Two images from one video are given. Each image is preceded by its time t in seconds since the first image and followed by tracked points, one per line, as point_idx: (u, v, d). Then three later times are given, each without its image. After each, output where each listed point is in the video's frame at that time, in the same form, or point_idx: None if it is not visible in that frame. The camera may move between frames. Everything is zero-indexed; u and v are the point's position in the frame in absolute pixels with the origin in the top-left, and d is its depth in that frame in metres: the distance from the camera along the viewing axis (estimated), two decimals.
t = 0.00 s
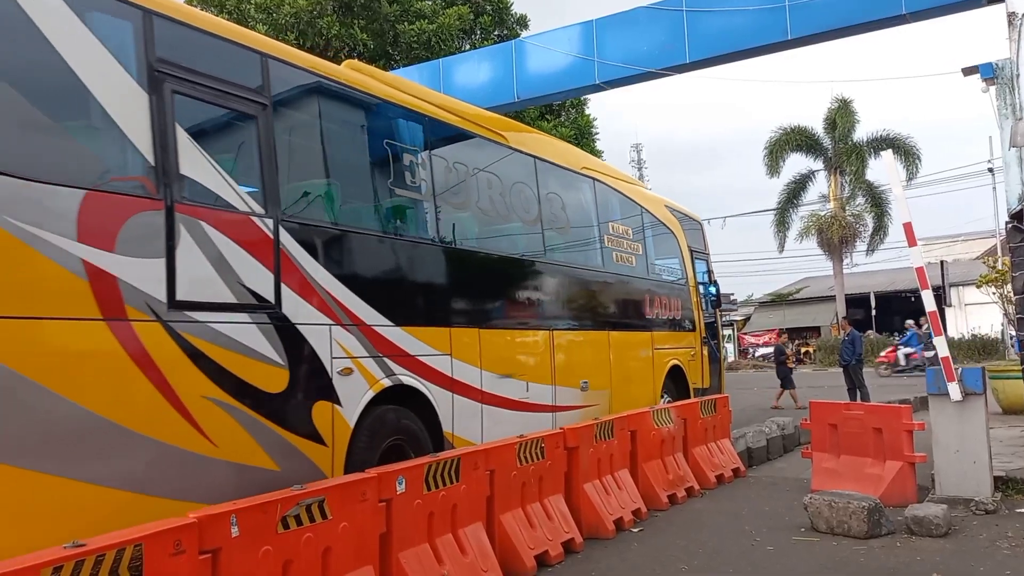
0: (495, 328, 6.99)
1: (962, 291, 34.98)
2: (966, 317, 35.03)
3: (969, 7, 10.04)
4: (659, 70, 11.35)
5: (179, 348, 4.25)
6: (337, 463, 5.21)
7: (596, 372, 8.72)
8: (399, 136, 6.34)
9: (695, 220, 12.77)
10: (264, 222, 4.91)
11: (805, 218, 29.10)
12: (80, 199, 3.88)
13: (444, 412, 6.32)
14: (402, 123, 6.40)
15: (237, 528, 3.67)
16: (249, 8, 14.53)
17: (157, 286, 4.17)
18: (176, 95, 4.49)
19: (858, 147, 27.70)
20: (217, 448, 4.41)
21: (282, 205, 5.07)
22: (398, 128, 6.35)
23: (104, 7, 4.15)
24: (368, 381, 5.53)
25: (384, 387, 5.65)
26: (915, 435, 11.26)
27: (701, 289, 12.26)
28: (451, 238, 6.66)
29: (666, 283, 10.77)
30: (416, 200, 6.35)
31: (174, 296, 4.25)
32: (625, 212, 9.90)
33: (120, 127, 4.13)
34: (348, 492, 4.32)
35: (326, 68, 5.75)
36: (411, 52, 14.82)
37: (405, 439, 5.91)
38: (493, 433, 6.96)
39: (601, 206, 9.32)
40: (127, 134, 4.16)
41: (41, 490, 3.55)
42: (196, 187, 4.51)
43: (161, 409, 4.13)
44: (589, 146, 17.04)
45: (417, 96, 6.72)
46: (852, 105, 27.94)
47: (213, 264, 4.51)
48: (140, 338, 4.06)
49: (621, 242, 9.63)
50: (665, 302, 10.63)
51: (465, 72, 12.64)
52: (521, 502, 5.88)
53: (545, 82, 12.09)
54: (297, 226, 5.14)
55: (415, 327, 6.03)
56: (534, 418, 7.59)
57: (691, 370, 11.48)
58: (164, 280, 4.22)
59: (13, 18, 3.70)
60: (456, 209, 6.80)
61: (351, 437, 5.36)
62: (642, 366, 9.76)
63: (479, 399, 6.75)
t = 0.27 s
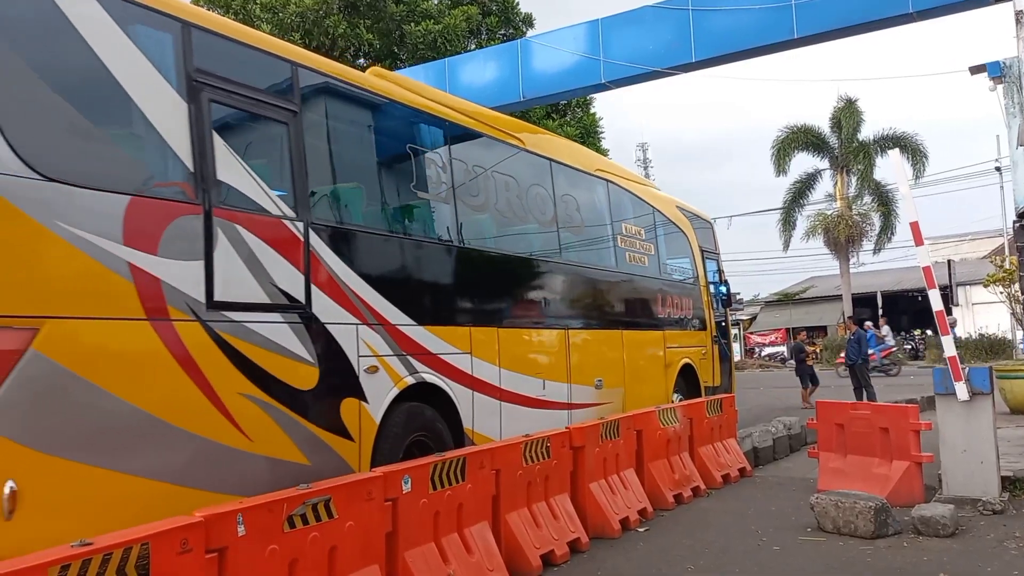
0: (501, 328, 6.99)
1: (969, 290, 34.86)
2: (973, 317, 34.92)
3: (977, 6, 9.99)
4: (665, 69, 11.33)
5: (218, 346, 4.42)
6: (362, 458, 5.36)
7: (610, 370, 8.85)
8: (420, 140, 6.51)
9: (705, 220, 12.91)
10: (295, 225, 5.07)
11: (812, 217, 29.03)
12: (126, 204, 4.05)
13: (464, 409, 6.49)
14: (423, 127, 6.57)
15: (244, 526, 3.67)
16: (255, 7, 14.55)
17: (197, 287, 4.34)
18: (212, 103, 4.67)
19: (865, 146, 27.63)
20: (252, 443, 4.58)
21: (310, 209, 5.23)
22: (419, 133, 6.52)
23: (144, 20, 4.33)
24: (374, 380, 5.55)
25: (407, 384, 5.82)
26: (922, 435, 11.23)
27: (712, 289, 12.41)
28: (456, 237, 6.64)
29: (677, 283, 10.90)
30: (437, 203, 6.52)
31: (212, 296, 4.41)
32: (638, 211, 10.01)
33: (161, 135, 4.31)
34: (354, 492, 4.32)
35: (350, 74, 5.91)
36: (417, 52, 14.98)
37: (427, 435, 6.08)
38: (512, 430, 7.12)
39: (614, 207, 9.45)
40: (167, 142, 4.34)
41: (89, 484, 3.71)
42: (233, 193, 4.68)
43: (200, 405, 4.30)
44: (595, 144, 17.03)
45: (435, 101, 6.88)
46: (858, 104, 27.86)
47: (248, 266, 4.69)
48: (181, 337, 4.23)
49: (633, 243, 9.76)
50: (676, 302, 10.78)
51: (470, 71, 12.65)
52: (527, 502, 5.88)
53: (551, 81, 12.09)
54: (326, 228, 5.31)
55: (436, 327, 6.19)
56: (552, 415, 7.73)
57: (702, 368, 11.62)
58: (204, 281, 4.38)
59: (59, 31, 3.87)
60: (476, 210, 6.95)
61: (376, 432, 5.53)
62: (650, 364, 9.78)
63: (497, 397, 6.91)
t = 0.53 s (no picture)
0: (507, 326, 7.00)
1: (977, 289, 34.73)
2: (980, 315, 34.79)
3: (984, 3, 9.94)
4: (671, 68, 11.31)
5: (252, 345, 4.58)
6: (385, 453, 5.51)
7: (624, 367, 8.97)
8: (440, 143, 6.67)
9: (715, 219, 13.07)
10: (324, 228, 5.24)
11: (818, 215, 28.98)
12: (167, 208, 4.20)
13: (484, 407, 6.67)
14: (443, 131, 6.75)
15: (250, 525, 3.68)
16: (261, 7, 14.57)
17: (232, 287, 4.49)
18: (246, 111, 4.84)
19: (871, 144, 27.55)
20: (284, 439, 4.74)
21: (338, 212, 5.39)
22: (440, 137, 6.69)
23: (182, 30, 4.50)
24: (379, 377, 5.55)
25: (430, 381, 6.00)
26: (929, 434, 11.19)
27: (722, 288, 12.60)
28: (460, 236, 6.61)
29: (688, 283, 11.07)
30: (458, 205, 6.68)
31: (247, 296, 4.57)
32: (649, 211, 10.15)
33: (198, 141, 4.47)
34: (360, 491, 4.33)
35: (374, 80, 6.07)
36: (423, 53, 14.93)
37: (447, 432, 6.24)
38: (531, 426, 7.28)
39: (626, 208, 9.61)
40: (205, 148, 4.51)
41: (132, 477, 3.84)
42: (266, 196, 4.85)
43: (235, 402, 4.45)
44: (601, 143, 17.04)
45: (455, 105, 7.03)
46: (863, 102, 27.79)
47: (280, 267, 4.84)
48: (219, 336, 4.38)
49: (645, 243, 9.92)
50: (687, 301, 10.96)
51: (476, 70, 12.67)
52: (532, 501, 5.88)
53: (556, 80, 12.09)
54: (352, 231, 5.47)
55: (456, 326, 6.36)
56: (569, 413, 7.88)
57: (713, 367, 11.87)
58: (239, 282, 4.54)
59: (102, 42, 4.01)
60: (495, 212, 7.11)
61: (400, 428, 5.71)
62: (657, 360, 9.79)
63: (516, 394, 7.08)
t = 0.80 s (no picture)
0: (512, 325, 7.00)
1: (983, 288, 34.62)
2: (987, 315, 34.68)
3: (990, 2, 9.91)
4: (676, 67, 11.30)
5: (283, 342, 4.77)
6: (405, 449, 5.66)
7: (636, 368, 9.17)
8: (459, 148, 6.86)
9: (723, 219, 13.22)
10: (350, 229, 5.43)
11: (824, 215, 28.92)
12: (203, 211, 4.39)
13: (502, 404, 6.84)
14: (463, 136, 6.92)
15: (255, 524, 3.69)
16: (265, 6, 14.54)
17: (264, 287, 4.68)
18: (277, 117, 5.03)
19: (877, 143, 27.49)
20: (313, 434, 4.91)
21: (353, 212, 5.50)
22: (459, 141, 6.87)
23: (218, 40, 4.71)
24: (384, 377, 5.56)
25: (450, 379, 6.19)
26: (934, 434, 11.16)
27: (731, 288, 12.78)
28: (464, 235, 6.62)
29: (698, 283, 11.25)
30: (477, 208, 6.85)
31: (278, 296, 4.76)
32: (661, 212, 10.33)
33: (233, 147, 4.66)
34: (365, 490, 4.33)
35: (396, 87, 6.27)
36: (428, 51, 15.10)
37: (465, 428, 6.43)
38: (546, 423, 7.45)
39: (638, 210, 9.79)
40: (239, 153, 4.70)
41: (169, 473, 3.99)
42: (296, 200, 5.04)
43: (268, 397, 4.63)
44: (606, 142, 17.03)
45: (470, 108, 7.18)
46: (869, 101, 27.74)
47: (309, 268, 5.03)
48: (251, 334, 4.58)
49: (656, 243, 10.10)
50: (697, 301, 11.15)
51: (481, 69, 12.68)
52: (537, 500, 5.88)
53: (561, 79, 12.09)
54: (375, 232, 5.65)
55: (475, 326, 6.53)
56: (582, 411, 8.05)
57: (724, 366, 12.16)
58: (271, 282, 4.73)
59: (141, 53, 4.21)
60: (512, 215, 7.30)
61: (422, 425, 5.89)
62: (663, 357, 9.83)
63: (532, 392, 7.25)
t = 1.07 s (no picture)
0: (515, 324, 7.00)
1: (990, 288, 34.49)
2: (993, 314, 34.56)
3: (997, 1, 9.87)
4: (681, 66, 11.29)
5: (313, 341, 4.96)
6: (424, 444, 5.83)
7: (647, 367, 9.34)
8: (479, 151, 7.04)
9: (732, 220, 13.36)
10: (374, 232, 5.62)
11: (829, 215, 28.86)
12: (238, 215, 4.60)
13: (519, 402, 7.02)
14: (482, 140, 7.10)
15: (261, 523, 3.70)
16: (271, 7, 14.56)
17: (294, 287, 4.88)
18: (308, 124, 5.24)
19: (882, 142, 27.40)
20: (340, 429, 5.10)
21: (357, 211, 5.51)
22: (479, 145, 7.05)
23: (251, 50, 4.93)
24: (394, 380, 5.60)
25: (470, 377, 6.38)
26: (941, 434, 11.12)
27: (740, 289, 12.93)
28: (469, 234, 6.63)
29: (707, 283, 11.41)
30: (495, 210, 7.02)
31: (308, 296, 4.96)
32: (672, 213, 10.50)
33: (265, 153, 4.86)
34: (370, 490, 4.34)
35: (418, 93, 6.48)
36: (433, 51, 15.10)
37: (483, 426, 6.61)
38: (562, 421, 7.63)
39: (650, 212, 9.96)
40: (271, 159, 4.90)
41: (205, 467, 4.19)
42: (325, 204, 5.24)
43: (299, 394, 4.83)
44: (611, 142, 17.02)
45: (481, 110, 7.29)
46: (874, 100, 27.70)
47: (337, 270, 5.23)
48: (283, 332, 4.78)
49: (667, 245, 10.28)
50: (707, 301, 11.32)
51: (486, 69, 12.70)
52: (543, 500, 5.88)
53: (565, 78, 12.10)
54: (398, 234, 5.83)
55: (493, 326, 6.71)
56: (596, 409, 8.22)
57: (733, 366, 12.28)
58: (300, 283, 4.93)
59: (166, 60, 4.38)
60: (528, 217, 7.48)
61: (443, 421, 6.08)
62: (668, 356, 9.83)
63: (548, 391, 7.43)
